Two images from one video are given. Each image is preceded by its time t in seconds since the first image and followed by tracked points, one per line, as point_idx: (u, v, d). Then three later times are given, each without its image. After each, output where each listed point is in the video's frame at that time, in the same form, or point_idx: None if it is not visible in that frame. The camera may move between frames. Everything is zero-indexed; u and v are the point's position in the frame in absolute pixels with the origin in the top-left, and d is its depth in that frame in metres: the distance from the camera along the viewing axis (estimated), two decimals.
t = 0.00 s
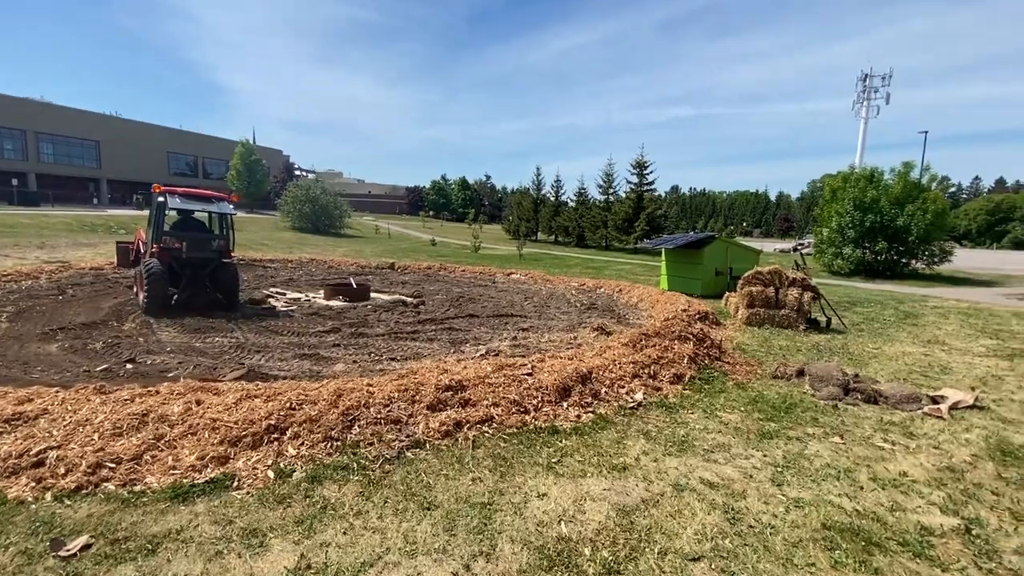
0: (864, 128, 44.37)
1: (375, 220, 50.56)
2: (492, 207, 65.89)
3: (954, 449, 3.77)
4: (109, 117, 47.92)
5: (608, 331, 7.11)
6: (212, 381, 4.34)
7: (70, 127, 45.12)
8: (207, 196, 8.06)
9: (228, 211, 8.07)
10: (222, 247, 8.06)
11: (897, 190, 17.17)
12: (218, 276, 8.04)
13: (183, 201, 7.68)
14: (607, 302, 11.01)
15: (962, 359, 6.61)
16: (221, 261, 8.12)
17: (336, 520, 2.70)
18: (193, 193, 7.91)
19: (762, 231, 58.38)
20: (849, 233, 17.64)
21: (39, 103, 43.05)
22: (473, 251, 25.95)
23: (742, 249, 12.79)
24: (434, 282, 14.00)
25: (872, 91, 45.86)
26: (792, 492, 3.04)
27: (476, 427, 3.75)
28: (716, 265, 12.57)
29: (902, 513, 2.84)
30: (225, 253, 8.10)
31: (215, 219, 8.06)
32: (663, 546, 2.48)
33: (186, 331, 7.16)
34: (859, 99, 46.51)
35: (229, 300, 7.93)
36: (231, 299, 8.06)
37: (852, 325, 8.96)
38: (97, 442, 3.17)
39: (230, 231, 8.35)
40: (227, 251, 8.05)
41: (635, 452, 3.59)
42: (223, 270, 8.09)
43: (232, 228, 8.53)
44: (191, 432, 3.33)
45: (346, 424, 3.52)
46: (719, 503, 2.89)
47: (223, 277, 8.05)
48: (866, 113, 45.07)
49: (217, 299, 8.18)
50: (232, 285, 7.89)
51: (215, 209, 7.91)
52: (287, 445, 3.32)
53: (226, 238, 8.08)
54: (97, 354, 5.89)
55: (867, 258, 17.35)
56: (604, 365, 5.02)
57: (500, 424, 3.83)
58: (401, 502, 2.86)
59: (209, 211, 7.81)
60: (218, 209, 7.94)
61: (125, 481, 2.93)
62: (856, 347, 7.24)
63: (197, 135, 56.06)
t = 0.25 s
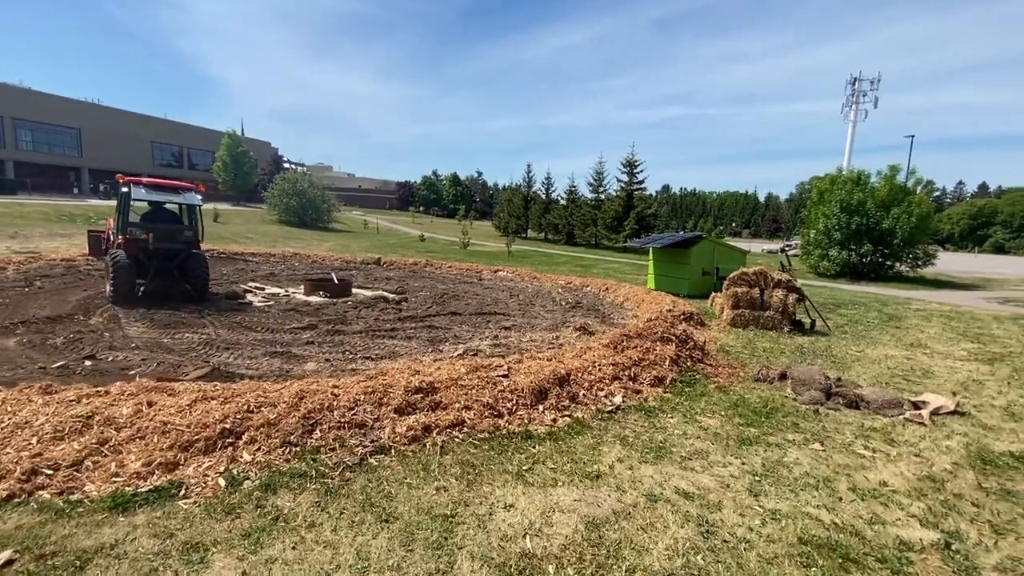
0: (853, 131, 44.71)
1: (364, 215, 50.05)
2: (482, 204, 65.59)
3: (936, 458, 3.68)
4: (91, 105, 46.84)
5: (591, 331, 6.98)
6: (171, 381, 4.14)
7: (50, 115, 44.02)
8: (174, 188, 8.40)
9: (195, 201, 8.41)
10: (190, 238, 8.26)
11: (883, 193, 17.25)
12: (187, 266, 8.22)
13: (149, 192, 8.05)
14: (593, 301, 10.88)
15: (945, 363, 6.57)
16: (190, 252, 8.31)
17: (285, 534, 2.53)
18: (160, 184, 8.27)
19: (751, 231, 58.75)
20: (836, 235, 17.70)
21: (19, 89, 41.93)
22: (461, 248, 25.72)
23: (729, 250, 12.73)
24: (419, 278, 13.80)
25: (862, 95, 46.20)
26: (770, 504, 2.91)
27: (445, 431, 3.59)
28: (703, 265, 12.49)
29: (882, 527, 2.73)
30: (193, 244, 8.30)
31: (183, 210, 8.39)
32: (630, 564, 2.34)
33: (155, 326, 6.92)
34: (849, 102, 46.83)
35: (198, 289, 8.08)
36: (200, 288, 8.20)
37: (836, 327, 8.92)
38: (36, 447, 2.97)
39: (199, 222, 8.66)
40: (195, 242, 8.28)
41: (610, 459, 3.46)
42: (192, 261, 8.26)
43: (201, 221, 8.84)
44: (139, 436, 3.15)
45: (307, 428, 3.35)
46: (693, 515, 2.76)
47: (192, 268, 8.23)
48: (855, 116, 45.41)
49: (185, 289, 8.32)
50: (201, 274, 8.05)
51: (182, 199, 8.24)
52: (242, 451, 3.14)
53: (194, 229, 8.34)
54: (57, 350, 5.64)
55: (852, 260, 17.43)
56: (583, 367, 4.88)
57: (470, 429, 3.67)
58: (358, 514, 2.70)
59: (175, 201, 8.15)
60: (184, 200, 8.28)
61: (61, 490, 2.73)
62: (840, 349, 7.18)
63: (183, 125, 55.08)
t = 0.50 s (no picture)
0: (855, 132, 44.48)
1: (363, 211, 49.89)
2: (483, 201, 65.41)
3: (931, 469, 3.56)
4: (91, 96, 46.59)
5: (583, 331, 6.85)
6: (144, 379, 4.01)
7: (51, 106, 43.70)
8: (156, 179, 8.53)
9: (177, 191, 8.71)
10: (173, 228, 8.39)
11: (883, 195, 17.11)
12: (171, 256, 8.34)
13: (132, 182, 8.26)
14: (588, 301, 10.75)
15: (943, 369, 6.45)
16: (174, 242, 8.43)
17: (246, 544, 2.41)
18: (142, 176, 8.41)
19: (751, 232, 58.59)
20: (835, 236, 17.57)
21: (20, 81, 41.59)
22: (459, 245, 25.55)
23: (726, 250, 12.59)
24: (414, 275, 13.67)
25: (865, 96, 45.94)
26: (755, 517, 2.79)
27: (422, 436, 3.47)
28: (700, 265, 12.35)
29: (871, 544, 2.61)
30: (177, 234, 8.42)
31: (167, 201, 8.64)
32: None
33: (139, 321, 6.79)
34: (852, 103, 46.60)
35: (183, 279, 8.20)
36: (184, 277, 8.32)
37: (834, 330, 8.80)
38: None
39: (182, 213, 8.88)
40: (179, 232, 8.45)
41: (593, 466, 3.34)
42: (176, 251, 8.39)
43: (185, 213, 8.95)
44: (103, 436, 3.02)
45: (278, 431, 3.23)
46: (674, 529, 2.64)
47: (176, 257, 8.34)
48: (858, 117, 45.17)
49: (170, 279, 8.44)
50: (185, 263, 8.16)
51: (165, 189, 8.54)
52: (208, 454, 3.02)
53: (178, 219, 8.53)
54: (35, 343, 5.51)
55: (852, 262, 17.30)
56: (570, 369, 4.75)
57: (449, 433, 3.55)
58: (323, 524, 2.58)
59: (159, 190, 8.44)
60: (168, 190, 8.58)
61: (16, 493, 2.60)
62: (836, 353, 7.06)
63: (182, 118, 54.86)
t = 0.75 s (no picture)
0: (881, 129, 43.25)
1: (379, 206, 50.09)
2: (498, 197, 65.27)
3: (954, 483, 3.32)
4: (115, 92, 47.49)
5: (590, 330, 6.67)
6: (135, 373, 3.95)
7: (77, 101, 44.63)
8: (167, 172, 8.61)
9: (188, 184, 8.74)
10: (183, 220, 8.49)
11: (909, 192, 16.53)
12: (179, 248, 8.44)
13: (143, 173, 8.32)
14: (598, 298, 10.53)
15: (969, 375, 6.13)
16: (183, 234, 8.54)
17: (217, 548, 2.30)
18: (153, 168, 8.49)
19: (771, 230, 57.50)
20: (858, 235, 17.04)
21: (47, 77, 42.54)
22: (473, 241, 25.46)
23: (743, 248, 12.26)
24: (424, 271, 13.59)
25: (892, 91, 44.62)
26: (760, 533, 2.60)
27: (413, 436, 3.35)
28: (715, 263, 12.04)
29: (886, 566, 2.41)
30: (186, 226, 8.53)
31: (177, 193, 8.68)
32: None
33: (144, 313, 6.79)
34: (878, 99, 45.32)
35: (190, 271, 8.31)
36: (191, 269, 8.43)
37: (854, 332, 8.47)
38: None
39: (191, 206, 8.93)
40: (188, 225, 8.54)
41: (590, 472, 3.17)
42: (184, 243, 8.49)
43: (194, 206, 9.03)
44: (84, 431, 2.95)
45: (262, 429, 3.14)
46: (672, 544, 2.47)
47: (184, 249, 8.45)
48: (884, 113, 43.90)
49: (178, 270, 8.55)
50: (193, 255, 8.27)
51: (175, 182, 8.57)
52: (190, 451, 2.93)
53: (187, 212, 8.62)
54: (39, 334, 5.52)
55: (875, 261, 16.76)
56: (572, 369, 4.59)
57: (441, 434, 3.42)
58: (300, 528, 2.46)
59: (170, 183, 8.48)
60: (179, 183, 8.61)
61: None
62: (855, 356, 6.77)
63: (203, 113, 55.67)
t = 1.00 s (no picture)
0: (915, 121, 41.66)
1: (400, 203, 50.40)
2: (518, 193, 65.07)
3: (991, 498, 3.08)
4: (145, 93, 48.74)
5: (604, 329, 6.50)
6: (140, 370, 3.95)
7: (108, 102, 45.93)
8: (186, 170, 8.72)
9: (206, 183, 8.85)
10: (201, 218, 8.61)
11: (945, 186, 15.81)
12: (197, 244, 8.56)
13: (164, 172, 8.40)
14: (615, 296, 10.32)
15: (1009, 379, 5.77)
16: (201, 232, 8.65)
17: (203, 553, 2.24)
18: (173, 166, 8.60)
19: (798, 226, 56.05)
20: (890, 230, 16.40)
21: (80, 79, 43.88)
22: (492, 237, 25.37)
23: (767, 244, 11.90)
24: (441, 268, 13.55)
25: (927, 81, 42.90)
26: (775, 550, 2.43)
27: (413, 438, 3.25)
28: (738, 260, 11.71)
29: None
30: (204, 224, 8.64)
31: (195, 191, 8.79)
32: None
33: (161, 309, 6.86)
34: (912, 90, 43.66)
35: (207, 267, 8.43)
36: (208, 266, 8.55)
37: (883, 332, 8.10)
38: None
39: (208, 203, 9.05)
40: (206, 222, 8.68)
41: (595, 479, 3.03)
42: (202, 240, 8.61)
43: (212, 204, 9.14)
44: (81, 430, 2.93)
45: (259, 429, 3.08)
46: (678, 561, 2.31)
47: (202, 246, 8.56)
48: (918, 105, 42.26)
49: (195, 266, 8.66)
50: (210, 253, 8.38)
51: (195, 180, 8.68)
52: (185, 452, 2.89)
53: (205, 210, 8.75)
54: (57, 330, 5.62)
55: (908, 258, 16.12)
56: (582, 370, 4.44)
57: (443, 436, 3.31)
58: (289, 535, 2.38)
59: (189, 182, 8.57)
60: (197, 181, 8.70)
61: None
62: (884, 358, 6.45)
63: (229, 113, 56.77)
